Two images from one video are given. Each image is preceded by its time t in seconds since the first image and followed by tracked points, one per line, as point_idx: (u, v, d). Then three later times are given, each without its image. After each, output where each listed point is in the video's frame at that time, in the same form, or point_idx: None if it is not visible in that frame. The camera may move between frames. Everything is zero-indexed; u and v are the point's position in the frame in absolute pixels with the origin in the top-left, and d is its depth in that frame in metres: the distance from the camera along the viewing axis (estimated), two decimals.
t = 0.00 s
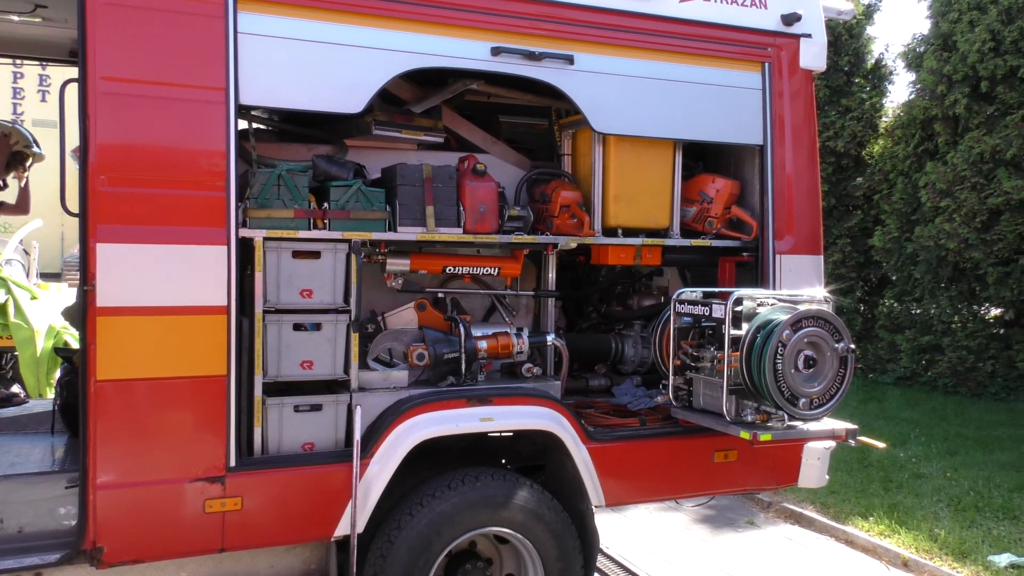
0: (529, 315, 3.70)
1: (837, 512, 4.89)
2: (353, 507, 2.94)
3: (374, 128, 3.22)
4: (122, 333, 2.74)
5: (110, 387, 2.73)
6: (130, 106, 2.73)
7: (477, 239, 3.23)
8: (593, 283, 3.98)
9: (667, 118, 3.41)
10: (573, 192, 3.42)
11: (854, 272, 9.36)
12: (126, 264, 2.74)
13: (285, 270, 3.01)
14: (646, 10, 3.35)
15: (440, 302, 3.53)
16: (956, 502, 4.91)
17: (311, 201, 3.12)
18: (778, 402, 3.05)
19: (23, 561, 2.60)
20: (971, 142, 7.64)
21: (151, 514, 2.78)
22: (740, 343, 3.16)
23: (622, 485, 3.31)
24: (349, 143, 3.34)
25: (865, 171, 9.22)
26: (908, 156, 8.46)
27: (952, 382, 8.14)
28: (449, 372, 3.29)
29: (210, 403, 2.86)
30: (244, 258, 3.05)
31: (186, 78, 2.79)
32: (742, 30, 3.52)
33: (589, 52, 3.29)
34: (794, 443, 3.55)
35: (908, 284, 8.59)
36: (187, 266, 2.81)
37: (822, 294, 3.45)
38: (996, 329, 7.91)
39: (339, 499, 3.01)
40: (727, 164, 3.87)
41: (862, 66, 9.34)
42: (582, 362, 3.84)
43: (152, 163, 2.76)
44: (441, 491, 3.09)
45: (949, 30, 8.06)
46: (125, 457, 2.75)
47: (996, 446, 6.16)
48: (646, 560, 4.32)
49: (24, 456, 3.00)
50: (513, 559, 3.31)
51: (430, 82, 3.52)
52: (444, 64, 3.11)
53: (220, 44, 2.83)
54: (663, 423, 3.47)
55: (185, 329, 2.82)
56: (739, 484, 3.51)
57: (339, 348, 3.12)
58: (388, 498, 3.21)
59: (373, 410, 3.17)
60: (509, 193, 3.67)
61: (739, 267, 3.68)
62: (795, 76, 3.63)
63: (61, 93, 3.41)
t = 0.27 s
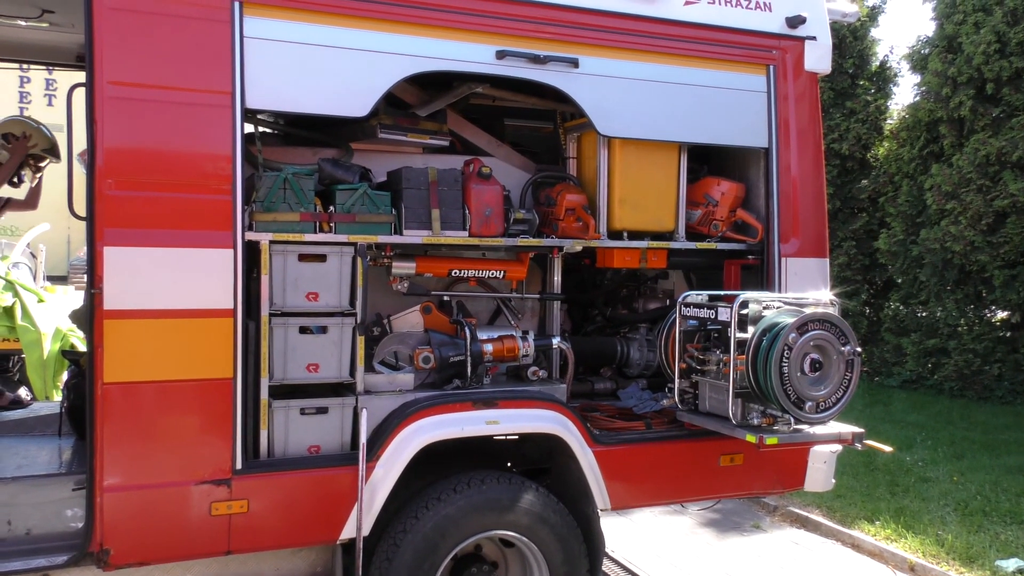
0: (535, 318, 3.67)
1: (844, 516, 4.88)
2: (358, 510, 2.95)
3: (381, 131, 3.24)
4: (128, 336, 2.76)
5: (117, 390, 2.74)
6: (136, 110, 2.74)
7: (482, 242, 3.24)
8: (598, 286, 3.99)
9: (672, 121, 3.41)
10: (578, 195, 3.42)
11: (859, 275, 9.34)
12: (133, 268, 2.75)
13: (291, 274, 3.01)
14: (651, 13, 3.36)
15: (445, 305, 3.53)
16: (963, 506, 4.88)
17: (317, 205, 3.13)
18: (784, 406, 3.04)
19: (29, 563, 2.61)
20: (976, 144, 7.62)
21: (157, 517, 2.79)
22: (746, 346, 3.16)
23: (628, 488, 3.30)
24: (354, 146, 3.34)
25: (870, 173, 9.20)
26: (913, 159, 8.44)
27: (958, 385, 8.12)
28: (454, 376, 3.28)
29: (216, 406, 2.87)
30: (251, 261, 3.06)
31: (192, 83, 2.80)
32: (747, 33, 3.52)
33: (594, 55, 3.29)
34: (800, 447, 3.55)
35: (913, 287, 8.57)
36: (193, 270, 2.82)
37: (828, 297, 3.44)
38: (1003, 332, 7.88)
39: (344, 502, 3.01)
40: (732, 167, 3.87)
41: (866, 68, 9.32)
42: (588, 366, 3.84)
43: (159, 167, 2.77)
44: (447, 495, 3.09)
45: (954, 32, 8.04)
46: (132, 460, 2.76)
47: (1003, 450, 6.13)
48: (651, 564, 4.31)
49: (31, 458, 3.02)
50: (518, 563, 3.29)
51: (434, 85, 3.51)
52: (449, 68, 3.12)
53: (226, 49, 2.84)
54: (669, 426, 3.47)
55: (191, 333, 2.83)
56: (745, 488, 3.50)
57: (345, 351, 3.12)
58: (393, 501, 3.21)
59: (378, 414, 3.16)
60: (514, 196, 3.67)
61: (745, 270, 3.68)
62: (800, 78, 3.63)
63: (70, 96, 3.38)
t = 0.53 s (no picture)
0: (558, 322, 3.68)
1: (871, 524, 4.82)
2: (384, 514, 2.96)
3: (404, 136, 3.26)
4: (159, 340, 2.79)
5: (147, 394, 2.78)
6: (165, 117, 2.78)
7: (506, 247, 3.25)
8: (621, 291, 3.98)
9: (695, 124, 3.40)
10: (602, 199, 3.41)
11: (885, 278, 9.23)
12: (163, 273, 2.78)
13: (317, 278, 3.05)
14: (674, 17, 3.35)
15: (469, 309, 3.53)
16: (995, 514, 4.81)
17: (342, 210, 3.15)
18: (811, 411, 3.02)
19: (61, 563, 2.65)
20: (1004, 146, 7.51)
21: (186, 519, 2.82)
22: (772, 351, 3.14)
23: (653, 494, 3.29)
24: (378, 151, 3.35)
25: (895, 176, 9.10)
26: (940, 161, 8.34)
27: (987, 391, 8.00)
28: (478, 380, 3.29)
29: (243, 410, 2.89)
30: (277, 266, 3.09)
31: (219, 90, 2.83)
32: (770, 35, 3.50)
33: (617, 59, 3.29)
34: (827, 454, 3.51)
35: (940, 291, 8.46)
36: (221, 275, 2.85)
37: (854, 301, 3.40)
38: None
39: (370, 506, 3.02)
40: (756, 170, 3.85)
41: (891, 69, 9.22)
42: (612, 370, 3.83)
43: (187, 174, 2.80)
44: (472, 499, 3.10)
45: (980, 32, 7.93)
46: (161, 462, 2.80)
47: None
48: (676, 570, 4.29)
49: (63, 461, 3.05)
50: (543, 568, 3.29)
51: (457, 90, 3.49)
52: (473, 73, 3.12)
53: (252, 56, 2.87)
54: (694, 431, 3.45)
55: (220, 337, 2.86)
56: (771, 494, 3.48)
57: (370, 355, 3.14)
58: (419, 504, 3.22)
59: (403, 418, 3.18)
60: (538, 201, 3.69)
61: (770, 274, 3.66)
62: (824, 80, 3.60)
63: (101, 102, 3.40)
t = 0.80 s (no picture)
0: (619, 325, 3.66)
1: (945, 534, 4.66)
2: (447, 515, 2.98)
3: (463, 141, 3.25)
4: (229, 342, 2.87)
5: (218, 394, 2.86)
6: (234, 125, 2.84)
7: (566, 249, 3.22)
8: (684, 292, 3.88)
9: (758, 124, 3.34)
10: (662, 200, 3.37)
11: (956, 280, 8.92)
12: (233, 276, 2.86)
13: (380, 282, 3.08)
14: (736, 15, 3.30)
15: (528, 312, 3.53)
16: None
17: (404, 214, 3.18)
18: (882, 417, 2.94)
19: (139, 558, 2.75)
20: None
21: (256, 517, 2.88)
22: (840, 354, 3.06)
23: (716, 498, 3.25)
24: (439, 155, 3.36)
25: (967, 173, 8.78)
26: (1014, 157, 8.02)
27: None
28: (540, 383, 3.33)
29: (310, 411, 2.95)
30: (341, 270, 3.15)
31: (285, 97, 2.88)
32: (835, 31, 3.42)
33: (678, 60, 3.25)
34: (899, 461, 3.41)
35: (1015, 292, 8.13)
36: (288, 278, 2.91)
37: (925, 305, 3.28)
38: None
39: (433, 507, 3.05)
40: (822, 169, 3.76)
41: (961, 63, 8.91)
42: (673, 373, 3.80)
43: (256, 180, 2.87)
44: (533, 502, 3.10)
45: None
46: (232, 461, 2.87)
47: None
48: None
49: (138, 459, 3.14)
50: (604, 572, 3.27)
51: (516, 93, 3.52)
52: (533, 76, 3.12)
53: (317, 63, 2.91)
54: (758, 436, 3.39)
55: (288, 340, 2.92)
56: (839, 502, 3.40)
57: (433, 358, 3.17)
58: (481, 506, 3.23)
59: (466, 419, 3.21)
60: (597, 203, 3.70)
61: (836, 275, 3.57)
62: (893, 76, 3.50)
63: (174, 113, 3.56)
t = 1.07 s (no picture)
0: (680, 328, 3.63)
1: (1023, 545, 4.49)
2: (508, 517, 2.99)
3: (524, 143, 3.25)
4: (295, 345, 2.92)
5: (285, 395, 2.92)
6: (300, 131, 2.90)
7: (626, 251, 3.18)
8: (745, 295, 3.85)
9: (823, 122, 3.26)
10: (724, 202, 3.32)
11: None
12: (298, 280, 2.91)
13: (441, 284, 3.10)
14: (800, 12, 3.23)
15: (588, 315, 3.53)
16: None
17: (464, 217, 3.19)
18: (958, 423, 2.86)
19: (209, 554, 2.83)
20: None
21: (320, 517, 2.93)
22: (911, 358, 2.97)
23: (781, 505, 3.19)
24: (499, 159, 3.37)
25: None
26: None
27: None
28: (599, 385, 3.31)
29: (373, 412, 2.99)
30: (403, 272, 3.18)
31: (348, 103, 2.92)
32: (905, 26, 3.33)
33: (740, 58, 3.20)
34: (974, 469, 3.30)
35: None
36: (352, 281, 2.95)
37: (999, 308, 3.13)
38: None
39: (493, 509, 3.06)
40: (890, 168, 3.66)
41: None
42: (735, 377, 3.75)
43: (320, 184, 2.91)
44: (594, 505, 3.08)
45: None
46: (298, 461, 2.93)
47: None
48: None
49: (208, 458, 3.22)
50: None
51: (576, 95, 3.52)
52: (594, 78, 3.10)
53: (379, 69, 2.94)
54: (825, 442, 3.32)
55: (351, 341, 2.96)
56: (912, 510, 3.29)
57: (493, 360, 3.17)
58: (541, 508, 3.22)
59: (526, 422, 3.20)
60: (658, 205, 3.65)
61: (906, 277, 3.48)
62: (966, 70, 3.38)
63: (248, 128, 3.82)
